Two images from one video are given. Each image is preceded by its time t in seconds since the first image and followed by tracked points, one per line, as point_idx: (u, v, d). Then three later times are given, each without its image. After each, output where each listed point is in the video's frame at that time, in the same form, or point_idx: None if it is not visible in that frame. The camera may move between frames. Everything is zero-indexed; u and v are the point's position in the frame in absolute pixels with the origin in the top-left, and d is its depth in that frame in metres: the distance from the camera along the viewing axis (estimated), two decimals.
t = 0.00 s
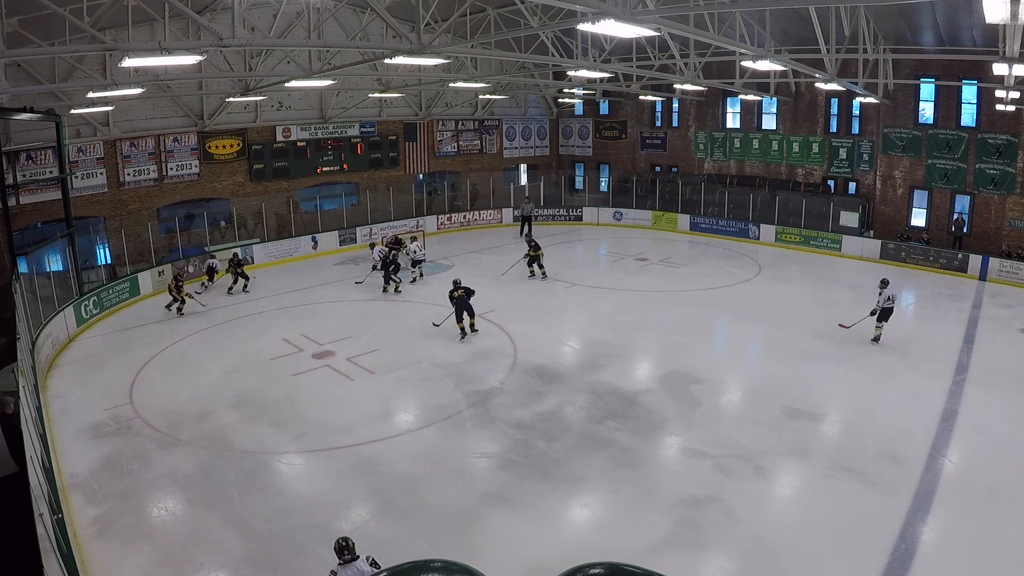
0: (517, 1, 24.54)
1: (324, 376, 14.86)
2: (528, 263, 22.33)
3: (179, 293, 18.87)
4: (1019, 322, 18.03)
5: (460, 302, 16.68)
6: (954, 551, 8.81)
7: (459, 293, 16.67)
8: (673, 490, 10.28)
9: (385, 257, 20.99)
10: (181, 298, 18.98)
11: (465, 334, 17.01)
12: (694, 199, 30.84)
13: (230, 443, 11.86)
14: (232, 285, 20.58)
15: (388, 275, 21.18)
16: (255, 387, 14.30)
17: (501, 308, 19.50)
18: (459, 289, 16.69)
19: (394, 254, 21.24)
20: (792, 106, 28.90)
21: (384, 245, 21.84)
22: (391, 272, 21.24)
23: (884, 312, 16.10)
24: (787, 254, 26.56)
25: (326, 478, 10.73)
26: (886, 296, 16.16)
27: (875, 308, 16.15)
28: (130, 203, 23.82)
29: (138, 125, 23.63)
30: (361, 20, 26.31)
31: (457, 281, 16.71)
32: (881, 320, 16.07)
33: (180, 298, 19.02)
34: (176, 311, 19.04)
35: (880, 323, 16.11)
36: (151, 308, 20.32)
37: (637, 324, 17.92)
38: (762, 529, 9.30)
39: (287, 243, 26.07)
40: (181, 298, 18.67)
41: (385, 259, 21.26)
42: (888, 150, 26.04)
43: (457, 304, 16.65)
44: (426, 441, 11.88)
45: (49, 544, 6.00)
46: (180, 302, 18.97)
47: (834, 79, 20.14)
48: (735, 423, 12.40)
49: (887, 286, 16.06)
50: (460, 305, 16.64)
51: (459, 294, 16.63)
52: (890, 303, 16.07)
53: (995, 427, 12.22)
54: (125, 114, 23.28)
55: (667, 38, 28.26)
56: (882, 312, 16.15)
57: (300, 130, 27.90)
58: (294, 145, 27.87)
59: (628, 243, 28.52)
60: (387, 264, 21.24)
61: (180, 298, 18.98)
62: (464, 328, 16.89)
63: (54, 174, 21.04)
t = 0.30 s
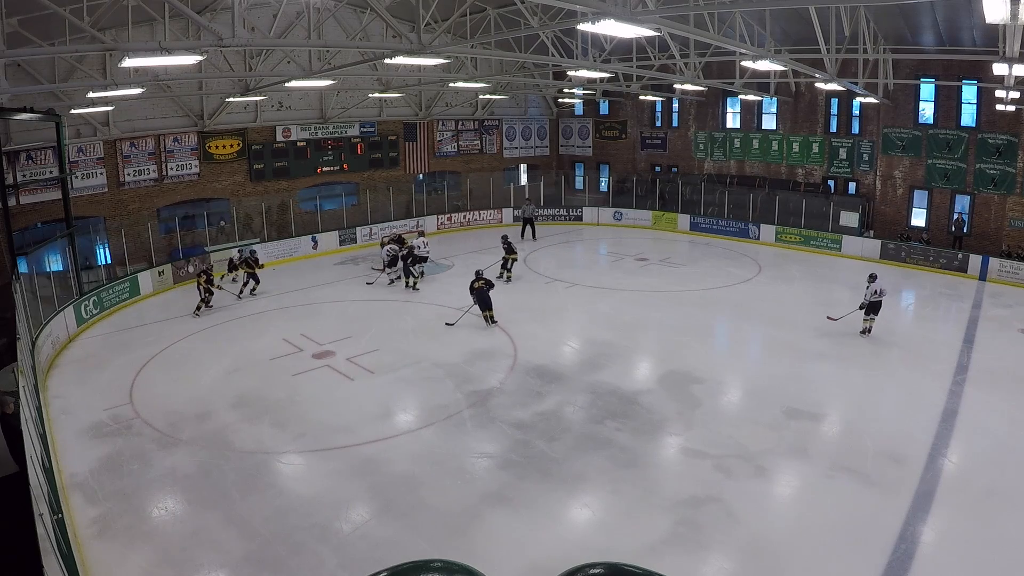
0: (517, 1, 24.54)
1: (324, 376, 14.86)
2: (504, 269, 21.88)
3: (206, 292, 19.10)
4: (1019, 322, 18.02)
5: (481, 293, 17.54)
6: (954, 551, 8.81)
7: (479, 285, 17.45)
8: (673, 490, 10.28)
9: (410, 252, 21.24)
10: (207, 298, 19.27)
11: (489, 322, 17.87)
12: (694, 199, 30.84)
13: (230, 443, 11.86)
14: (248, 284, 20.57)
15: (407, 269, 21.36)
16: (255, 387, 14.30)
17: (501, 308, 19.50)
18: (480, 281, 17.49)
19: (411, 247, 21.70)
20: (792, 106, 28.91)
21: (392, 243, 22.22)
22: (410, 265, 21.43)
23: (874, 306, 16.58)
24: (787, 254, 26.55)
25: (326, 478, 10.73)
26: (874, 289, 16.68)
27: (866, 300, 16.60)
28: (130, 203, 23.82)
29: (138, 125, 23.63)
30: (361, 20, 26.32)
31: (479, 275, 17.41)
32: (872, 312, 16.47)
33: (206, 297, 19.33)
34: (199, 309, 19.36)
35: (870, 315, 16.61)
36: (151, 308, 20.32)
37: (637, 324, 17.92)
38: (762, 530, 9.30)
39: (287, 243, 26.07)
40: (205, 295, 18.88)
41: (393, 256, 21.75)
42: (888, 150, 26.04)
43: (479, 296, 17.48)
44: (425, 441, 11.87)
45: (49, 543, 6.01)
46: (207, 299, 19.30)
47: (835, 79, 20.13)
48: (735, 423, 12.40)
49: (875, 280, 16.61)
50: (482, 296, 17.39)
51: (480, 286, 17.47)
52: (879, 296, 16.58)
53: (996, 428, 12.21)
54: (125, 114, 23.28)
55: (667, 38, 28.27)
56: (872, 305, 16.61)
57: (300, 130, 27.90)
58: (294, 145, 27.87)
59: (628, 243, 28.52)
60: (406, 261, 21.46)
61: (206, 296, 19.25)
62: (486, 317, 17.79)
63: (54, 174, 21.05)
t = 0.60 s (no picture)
0: (517, 1, 24.53)
1: (324, 376, 14.86)
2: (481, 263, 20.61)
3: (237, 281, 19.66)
4: (1019, 322, 18.02)
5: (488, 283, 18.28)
6: (955, 551, 8.81)
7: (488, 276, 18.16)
8: (673, 490, 10.28)
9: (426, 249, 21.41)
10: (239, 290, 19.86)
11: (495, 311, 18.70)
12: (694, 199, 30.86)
13: (231, 443, 11.86)
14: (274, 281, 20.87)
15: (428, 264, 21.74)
16: (255, 387, 14.30)
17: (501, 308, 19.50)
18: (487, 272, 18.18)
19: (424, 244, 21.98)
20: (792, 106, 28.91)
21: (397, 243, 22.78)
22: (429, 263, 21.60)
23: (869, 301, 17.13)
24: (787, 254, 26.55)
25: (326, 478, 10.73)
26: (869, 284, 17.09)
27: (857, 298, 17.12)
28: (130, 203, 23.83)
29: (138, 125, 23.62)
30: (361, 20, 26.32)
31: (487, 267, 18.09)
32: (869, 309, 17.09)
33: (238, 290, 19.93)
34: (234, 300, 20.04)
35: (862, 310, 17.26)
36: (151, 309, 20.33)
37: (637, 324, 17.93)
38: (762, 530, 9.29)
39: (287, 243, 26.08)
40: (236, 288, 19.44)
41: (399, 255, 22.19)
42: (888, 150, 26.04)
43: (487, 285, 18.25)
44: (425, 441, 11.87)
45: (48, 543, 6.00)
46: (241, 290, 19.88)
47: (835, 79, 20.13)
48: (735, 423, 12.40)
49: (869, 277, 17.06)
50: (491, 287, 18.19)
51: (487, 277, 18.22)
52: (874, 292, 17.12)
53: (996, 428, 12.21)
54: (125, 114, 23.28)
55: (667, 38, 28.28)
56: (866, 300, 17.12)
57: (300, 130, 27.89)
58: (294, 145, 27.87)
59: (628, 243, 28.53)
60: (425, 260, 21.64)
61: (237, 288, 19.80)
62: (490, 307, 18.75)
63: (54, 174, 21.06)
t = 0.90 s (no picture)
0: (517, 1, 24.53)
1: (324, 376, 14.87)
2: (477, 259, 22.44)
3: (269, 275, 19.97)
4: (1019, 322, 18.02)
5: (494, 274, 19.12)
6: (954, 551, 8.81)
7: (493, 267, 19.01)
8: (673, 490, 10.28)
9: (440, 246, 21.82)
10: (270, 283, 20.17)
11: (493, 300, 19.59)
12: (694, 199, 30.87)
13: (231, 443, 11.86)
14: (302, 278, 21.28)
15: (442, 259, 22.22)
16: (255, 387, 14.30)
17: (501, 308, 19.50)
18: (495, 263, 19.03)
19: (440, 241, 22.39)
20: (792, 106, 28.91)
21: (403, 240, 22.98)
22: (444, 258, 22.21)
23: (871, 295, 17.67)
24: (787, 254, 26.54)
25: (326, 478, 10.73)
26: (870, 278, 17.61)
27: (858, 294, 17.62)
28: (130, 203, 23.83)
29: (138, 125, 23.63)
30: (361, 20, 26.32)
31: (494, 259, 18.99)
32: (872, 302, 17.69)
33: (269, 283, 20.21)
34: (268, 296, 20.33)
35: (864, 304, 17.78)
36: (151, 309, 20.33)
37: (637, 324, 17.93)
38: (762, 530, 9.30)
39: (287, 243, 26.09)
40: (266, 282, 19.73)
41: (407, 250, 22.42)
42: (888, 150, 26.05)
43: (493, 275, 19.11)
44: (425, 441, 11.88)
45: (49, 543, 6.00)
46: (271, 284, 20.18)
47: (835, 79, 20.13)
48: (735, 423, 12.40)
49: (869, 274, 17.43)
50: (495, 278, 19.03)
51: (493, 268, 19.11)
52: (873, 286, 17.69)
53: (995, 428, 12.21)
54: (125, 114, 23.28)
55: (667, 38, 28.28)
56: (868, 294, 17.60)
57: (300, 130, 27.89)
58: (294, 145, 27.87)
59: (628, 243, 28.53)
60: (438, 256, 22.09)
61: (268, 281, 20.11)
62: (490, 297, 19.57)
63: (54, 174, 21.07)
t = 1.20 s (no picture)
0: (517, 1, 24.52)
1: (324, 376, 14.87)
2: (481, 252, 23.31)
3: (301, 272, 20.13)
4: (1019, 322, 18.02)
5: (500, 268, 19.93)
6: (954, 551, 8.81)
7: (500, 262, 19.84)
8: (673, 490, 10.28)
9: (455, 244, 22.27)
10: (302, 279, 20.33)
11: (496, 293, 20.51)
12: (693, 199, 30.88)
13: (230, 443, 11.86)
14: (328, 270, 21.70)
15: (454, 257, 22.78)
16: (255, 387, 14.30)
17: (501, 308, 19.50)
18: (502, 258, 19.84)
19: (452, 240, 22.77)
20: (792, 106, 28.91)
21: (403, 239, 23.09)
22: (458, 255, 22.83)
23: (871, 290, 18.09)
24: (787, 254, 26.54)
25: (326, 478, 10.73)
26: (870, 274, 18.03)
27: (859, 289, 18.00)
28: (130, 203, 23.83)
29: (138, 125, 23.62)
30: (361, 20, 26.32)
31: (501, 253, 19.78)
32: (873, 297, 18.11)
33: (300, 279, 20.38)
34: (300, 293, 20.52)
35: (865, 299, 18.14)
36: (151, 309, 20.32)
37: (638, 324, 17.93)
38: (762, 530, 9.30)
39: (287, 243, 26.10)
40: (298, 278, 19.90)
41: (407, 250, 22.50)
42: (889, 150, 26.05)
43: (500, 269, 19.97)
44: (425, 441, 11.88)
45: (48, 543, 6.00)
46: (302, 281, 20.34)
47: (835, 79, 20.12)
48: (735, 423, 12.40)
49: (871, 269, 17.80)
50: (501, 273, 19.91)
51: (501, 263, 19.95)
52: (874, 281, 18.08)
53: (995, 428, 12.21)
54: (125, 114, 23.28)
55: (667, 38, 28.28)
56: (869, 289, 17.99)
57: (300, 130, 27.89)
58: (294, 145, 27.87)
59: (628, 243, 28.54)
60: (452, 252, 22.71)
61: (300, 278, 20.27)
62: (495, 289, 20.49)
63: (54, 174, 21.06)
